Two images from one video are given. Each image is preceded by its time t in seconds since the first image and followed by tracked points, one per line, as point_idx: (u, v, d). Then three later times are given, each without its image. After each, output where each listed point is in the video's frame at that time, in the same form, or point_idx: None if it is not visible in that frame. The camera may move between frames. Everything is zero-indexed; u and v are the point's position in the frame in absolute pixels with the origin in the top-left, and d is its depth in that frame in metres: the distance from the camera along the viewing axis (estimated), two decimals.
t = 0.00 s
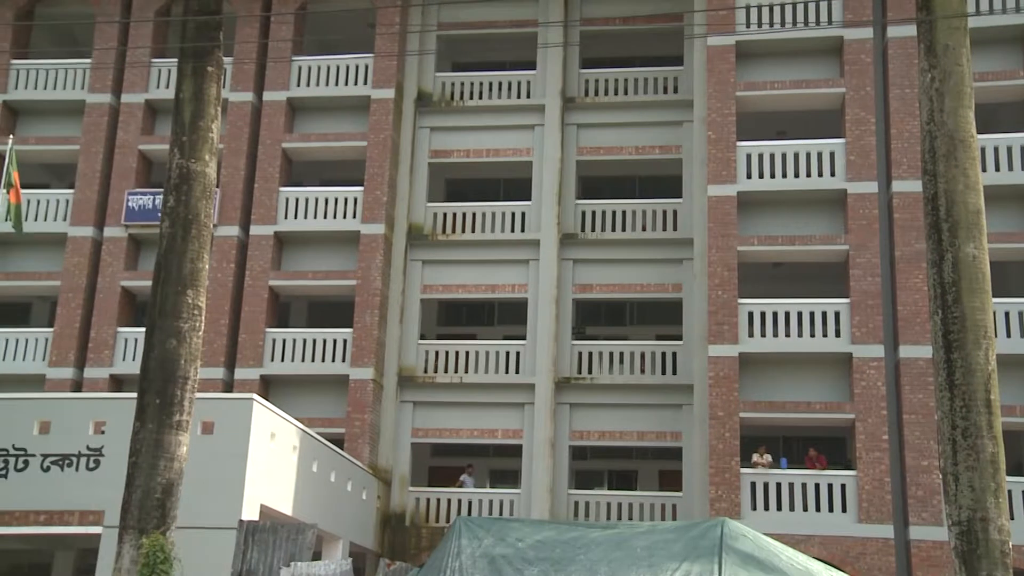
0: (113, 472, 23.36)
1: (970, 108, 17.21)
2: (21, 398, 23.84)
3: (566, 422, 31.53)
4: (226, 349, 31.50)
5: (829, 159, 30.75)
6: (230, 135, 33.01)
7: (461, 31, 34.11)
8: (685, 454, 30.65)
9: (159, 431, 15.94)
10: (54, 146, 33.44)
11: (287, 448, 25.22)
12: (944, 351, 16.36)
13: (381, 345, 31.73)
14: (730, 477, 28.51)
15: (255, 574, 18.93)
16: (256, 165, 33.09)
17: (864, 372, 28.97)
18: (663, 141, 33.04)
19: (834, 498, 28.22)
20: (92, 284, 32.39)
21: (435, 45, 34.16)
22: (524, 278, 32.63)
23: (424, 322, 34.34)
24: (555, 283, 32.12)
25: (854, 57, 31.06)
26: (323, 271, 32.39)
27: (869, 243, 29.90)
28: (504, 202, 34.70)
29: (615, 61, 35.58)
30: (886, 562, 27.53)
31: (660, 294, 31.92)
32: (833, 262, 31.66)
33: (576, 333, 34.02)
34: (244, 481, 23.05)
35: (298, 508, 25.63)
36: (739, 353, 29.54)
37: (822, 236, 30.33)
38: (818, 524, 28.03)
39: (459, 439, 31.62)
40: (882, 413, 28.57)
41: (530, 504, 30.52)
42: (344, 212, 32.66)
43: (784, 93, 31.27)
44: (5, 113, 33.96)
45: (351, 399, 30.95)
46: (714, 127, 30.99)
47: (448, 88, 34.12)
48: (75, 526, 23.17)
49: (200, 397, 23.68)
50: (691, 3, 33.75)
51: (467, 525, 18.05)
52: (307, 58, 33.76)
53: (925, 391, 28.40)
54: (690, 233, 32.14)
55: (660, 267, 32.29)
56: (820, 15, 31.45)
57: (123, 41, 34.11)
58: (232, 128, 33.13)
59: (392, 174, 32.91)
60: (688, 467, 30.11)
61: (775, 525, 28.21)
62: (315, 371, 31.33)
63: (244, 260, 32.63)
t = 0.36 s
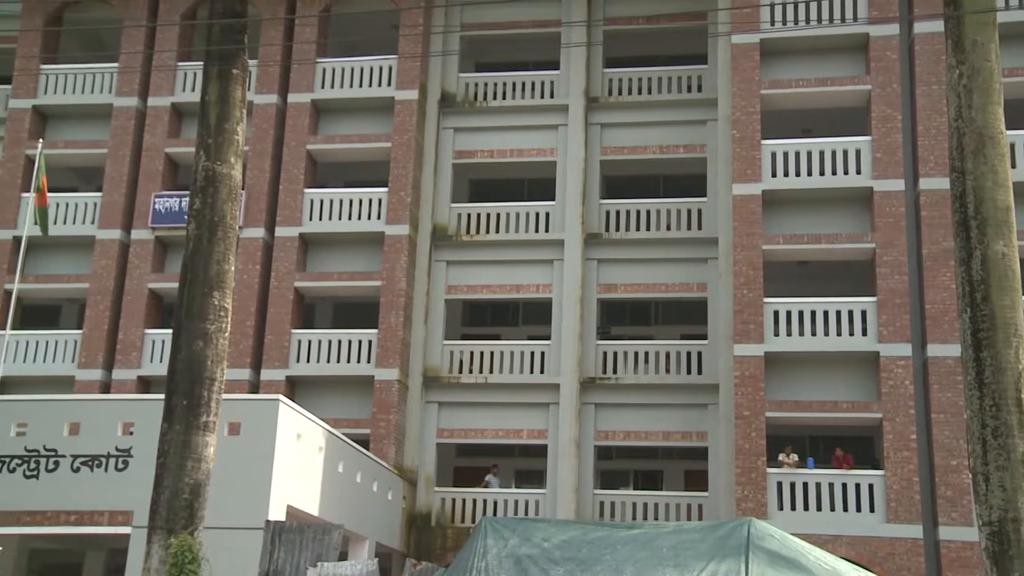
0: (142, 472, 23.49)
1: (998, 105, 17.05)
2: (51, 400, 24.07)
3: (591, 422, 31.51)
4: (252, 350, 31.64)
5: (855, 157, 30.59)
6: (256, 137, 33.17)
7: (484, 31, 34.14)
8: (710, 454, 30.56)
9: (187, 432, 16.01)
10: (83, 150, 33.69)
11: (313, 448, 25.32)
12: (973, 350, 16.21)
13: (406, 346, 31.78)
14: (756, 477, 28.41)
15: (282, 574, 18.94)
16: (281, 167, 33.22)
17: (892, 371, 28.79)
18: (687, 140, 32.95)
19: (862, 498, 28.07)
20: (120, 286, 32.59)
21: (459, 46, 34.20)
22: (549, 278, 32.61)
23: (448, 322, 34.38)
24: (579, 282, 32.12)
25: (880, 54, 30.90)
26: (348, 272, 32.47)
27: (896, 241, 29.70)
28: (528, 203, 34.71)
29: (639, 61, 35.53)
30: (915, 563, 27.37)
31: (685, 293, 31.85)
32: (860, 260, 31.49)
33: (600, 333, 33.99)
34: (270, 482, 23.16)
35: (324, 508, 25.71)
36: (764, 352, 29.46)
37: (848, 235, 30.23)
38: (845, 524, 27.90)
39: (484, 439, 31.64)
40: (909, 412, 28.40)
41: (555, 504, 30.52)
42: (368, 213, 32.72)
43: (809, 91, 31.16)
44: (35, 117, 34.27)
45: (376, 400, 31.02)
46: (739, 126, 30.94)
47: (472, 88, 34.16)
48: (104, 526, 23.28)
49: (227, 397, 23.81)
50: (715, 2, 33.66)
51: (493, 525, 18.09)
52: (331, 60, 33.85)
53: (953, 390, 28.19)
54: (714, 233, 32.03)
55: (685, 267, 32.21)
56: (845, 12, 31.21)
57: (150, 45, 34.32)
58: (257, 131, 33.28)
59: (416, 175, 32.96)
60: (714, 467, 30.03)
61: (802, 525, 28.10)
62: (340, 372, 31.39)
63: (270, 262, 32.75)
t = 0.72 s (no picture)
0: (172, 473, 23.63)
1: None
2: (85, 402, 24.26)
3: (619, 423, 31.45)
4: (281, 352, 31.77)
5: (884, 154, 30.39)
6: (282, 139, 33.30)
7: (510, 32, 34.14)
8: (739, 454, 30.46)
9: (216, 433, 16.00)
10: (112, 154, 33.93)
11: (342, 449, 25.41)
12: (1007, 349, 15.90)
13: (433, 347, 31.84)
14: (786, 477, 28.32)
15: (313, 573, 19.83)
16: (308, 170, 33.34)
17: (923, 370, 28.60)
18: (714, 139, 32.84)
19: (893, 498, 27.91)
20: (150, 288, 32.79)
21: (484, 47, 34.23)
22: (576, 278, 32.57)
23: (475, 323, 34.42)
24: (606, 282, 32.09)
25: (909, 50, 30.68)
26: (375, 274, 32.56)
27: (926, 239, 29.48)
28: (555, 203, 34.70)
29: (665, 59, 35.44)
30: (948, 563, 27.20)
31: (713, 292, 31.75)
32: (889, 258, 31.31)
33: (627, 333, 33.94)
34: (298, 483, 23.27)
35: (352, 509, 25.80)
36: (793, 352, 29.35)
37: (877, 233, 30.07)
38: (876, 525, 27.76)
39: (512, 439, 31.65)
40: (941, 411, 28.23)
41: (583, 505, 30.52)
42: (394, 214, 32.78)
43: (837, 88, 31.01)
44: (66, 122, 34.51)
45: (404, 401, 31.08)
46: (765, 124, 30.85)
47: (497, 89, 34.18)
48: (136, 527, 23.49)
49: (255, 399, 23.94)
50: None
51: (522, 526, 18.30)
52: (357, 62, 33.91)
53: (986, 389, 27.97)
54: (741, 231, 31.90)
55: (712, 266, 32.11)
56: (873, 9, 31.07)
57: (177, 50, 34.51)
58: (284, 133, 33.42)
59: (442, 176, 33.00)
60: (743, 466, 29.93)
61: (832, 525, 27.99)
62: (367, 373, 31.45)
63: (297, 264, 32.87)
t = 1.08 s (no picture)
0: (207, 474, 23.80)
1: None
2: (123, 403, 24.42)
3: (651, 422, 31.38)
4: (313, 353, 31.87)
5: (919, 151, 30.17)
6: (313, 141, 33.44)
7: (539, 32, 34.15)
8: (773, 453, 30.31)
9: (250, 435, 16.02)
10: (146, 158, 34.21)
11: (374, 450, 25.51)
12: None
13: (465, 347, 31.87)
14: (820, 477, 28.15)
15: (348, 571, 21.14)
16: (339, 171, 33.46)
17: (959, 368, 28.37)
18: (745, 137, 32.70)
19: (930, 499, 27.67)
20: (184, 290, 32.97)
21: (513, 47, 34.27)
22: (607, 278, 32.50)
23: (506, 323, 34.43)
24: (637, 282, 32.05)
25: (943, 45, 30.43)
26: (407, 275, 32.64)
27: (962, 236, 29.22)
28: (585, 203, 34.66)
29: (695, 58, 35.33)
30: (987, 564, 26.91)
31: (745, 291, 31.61)
32: (923, 255, 31.06)
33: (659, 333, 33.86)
34: (331, 485, 23.35)
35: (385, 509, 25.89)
36: (826, 350, 29.22)
37: (911, 230, 29.86)
38: (913, 525, 27.55)
39: (544, 440, 31.63)
40: (979, 410, 27.96)
41: (616, 505, 30.48)
42: (426, 215, 32.85)
43: (869, 84, 30.81)
44: (101, 127, 34.78)
45: (436, 402, 31.12)
46: (797, 122, 30.75)
47: (527, 89, 34.21)
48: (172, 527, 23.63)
49: (289, 401, 24.07)
50: None
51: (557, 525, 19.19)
52: (387, 64, 34.00)
53: None
54: (773, 230, 31.75)
55: (744, 265, 31.96)
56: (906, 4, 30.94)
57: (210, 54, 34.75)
58: (315, 135, 33.56)
59: (473, 177, 33.05)
60: (777, 466, 29.78)
61: (868, 525, 27.83)
62: (399, 374, 31.51)
63: (329, 265, 32.98)
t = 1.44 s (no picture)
0: (242, 475, 23.94)
1: None
2: (156, 404, 24.50)
3: (683, 422, 31.31)
4: (344, 354, 31.95)
5: (953, 147, 29.96)
6: (343, 143, 33.53)
7: (569, 32, 34.12)
8: (806, 453, 30.16)
9: (283, 435, 15.81)
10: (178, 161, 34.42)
11: (405, 450, 25.59)
12: None
13: (496, 347, 31.90)
14: (854, 476, 28.01)
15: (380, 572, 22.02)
16: (369, 172, 33.53)
17: (996, 366, 28.11)
18: (776, 135, 32.54)
19: (967, 498, 27.48)
20: (216, 292, 33.17)
21: (543, 47, 34.27)
22: (637, 277, 32.46)
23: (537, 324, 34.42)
24: (667, 281, 31.98)
25: (978, 40, 30.19)
26: (437, 275, 32.67)
27: (997, 233, 28.98)
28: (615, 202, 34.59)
29: (726, 56, 35.18)
30: None
31: (777, 290, 31.45)
32: (958, 253, 30.80)
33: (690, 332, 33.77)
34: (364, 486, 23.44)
35: (417, 509, 25.98)
36: (859, 349, 29.04)
37: (946, 227, 29.61)
38: (949, 525, 27.33)
39: (575, 440, 31.63)
40: (1016, 409, 27.70)
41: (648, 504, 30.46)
42: (456, 216, 32.88)
43: (903, 81, 30.59)
44: (135, 131, 34.96)
45: (467, 402, 31.14)
46: (829, 119, 30.55)
47: (557, 89, 34.17)
48: (206, 527, 23.83)
49: (321, 402, 24.16)
50: None
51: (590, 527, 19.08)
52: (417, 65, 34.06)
53: None
54: (805, 228, 31.58)
55: (776, 263, 31.79)
56: None
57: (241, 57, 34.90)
58: (346, 137, 33.64)
59: (503, 178, 33.06)
60: (811, 466, 29.65)
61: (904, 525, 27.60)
62: (430, 375, 31.54)
63: (359, 266, 33.07)
